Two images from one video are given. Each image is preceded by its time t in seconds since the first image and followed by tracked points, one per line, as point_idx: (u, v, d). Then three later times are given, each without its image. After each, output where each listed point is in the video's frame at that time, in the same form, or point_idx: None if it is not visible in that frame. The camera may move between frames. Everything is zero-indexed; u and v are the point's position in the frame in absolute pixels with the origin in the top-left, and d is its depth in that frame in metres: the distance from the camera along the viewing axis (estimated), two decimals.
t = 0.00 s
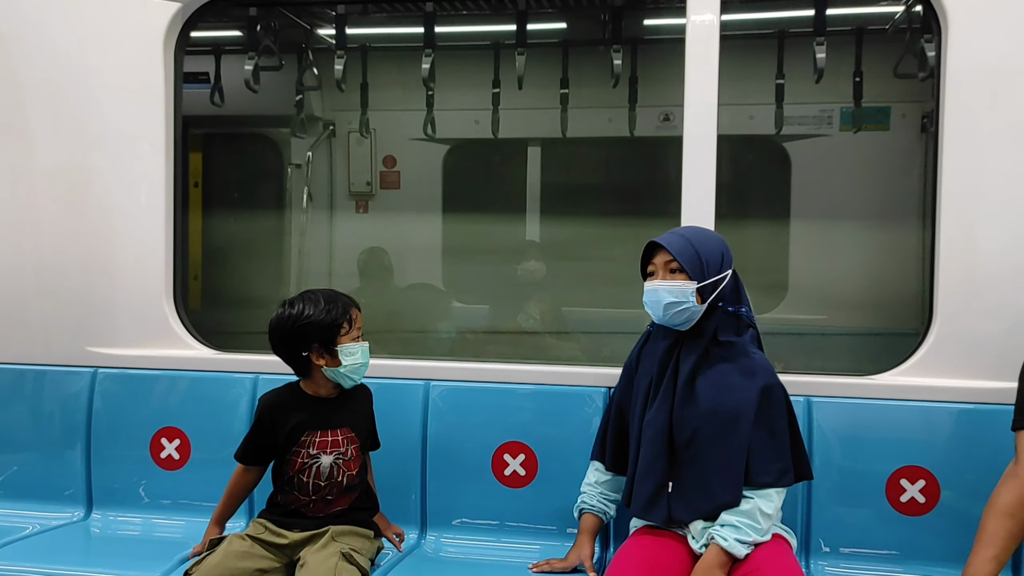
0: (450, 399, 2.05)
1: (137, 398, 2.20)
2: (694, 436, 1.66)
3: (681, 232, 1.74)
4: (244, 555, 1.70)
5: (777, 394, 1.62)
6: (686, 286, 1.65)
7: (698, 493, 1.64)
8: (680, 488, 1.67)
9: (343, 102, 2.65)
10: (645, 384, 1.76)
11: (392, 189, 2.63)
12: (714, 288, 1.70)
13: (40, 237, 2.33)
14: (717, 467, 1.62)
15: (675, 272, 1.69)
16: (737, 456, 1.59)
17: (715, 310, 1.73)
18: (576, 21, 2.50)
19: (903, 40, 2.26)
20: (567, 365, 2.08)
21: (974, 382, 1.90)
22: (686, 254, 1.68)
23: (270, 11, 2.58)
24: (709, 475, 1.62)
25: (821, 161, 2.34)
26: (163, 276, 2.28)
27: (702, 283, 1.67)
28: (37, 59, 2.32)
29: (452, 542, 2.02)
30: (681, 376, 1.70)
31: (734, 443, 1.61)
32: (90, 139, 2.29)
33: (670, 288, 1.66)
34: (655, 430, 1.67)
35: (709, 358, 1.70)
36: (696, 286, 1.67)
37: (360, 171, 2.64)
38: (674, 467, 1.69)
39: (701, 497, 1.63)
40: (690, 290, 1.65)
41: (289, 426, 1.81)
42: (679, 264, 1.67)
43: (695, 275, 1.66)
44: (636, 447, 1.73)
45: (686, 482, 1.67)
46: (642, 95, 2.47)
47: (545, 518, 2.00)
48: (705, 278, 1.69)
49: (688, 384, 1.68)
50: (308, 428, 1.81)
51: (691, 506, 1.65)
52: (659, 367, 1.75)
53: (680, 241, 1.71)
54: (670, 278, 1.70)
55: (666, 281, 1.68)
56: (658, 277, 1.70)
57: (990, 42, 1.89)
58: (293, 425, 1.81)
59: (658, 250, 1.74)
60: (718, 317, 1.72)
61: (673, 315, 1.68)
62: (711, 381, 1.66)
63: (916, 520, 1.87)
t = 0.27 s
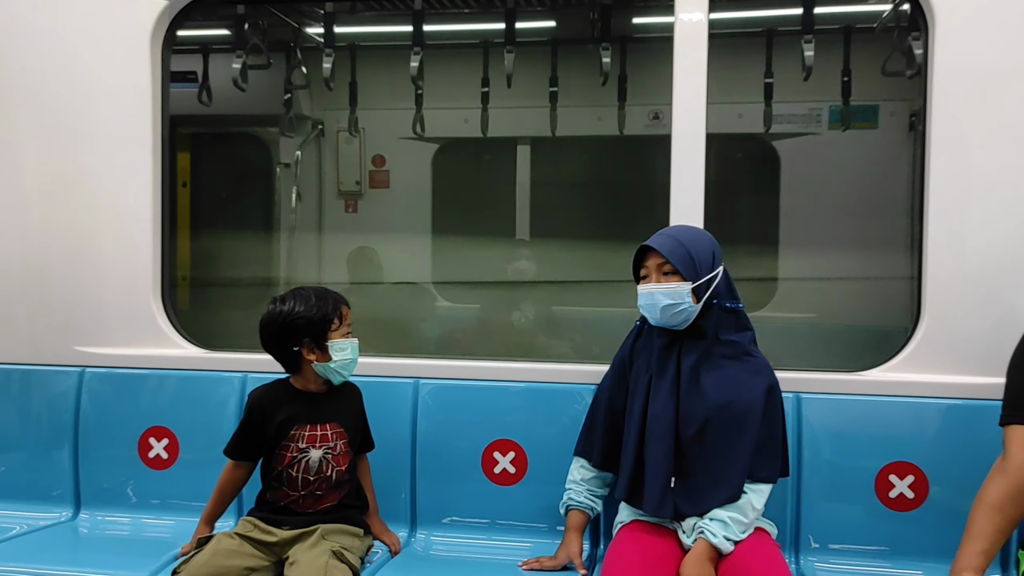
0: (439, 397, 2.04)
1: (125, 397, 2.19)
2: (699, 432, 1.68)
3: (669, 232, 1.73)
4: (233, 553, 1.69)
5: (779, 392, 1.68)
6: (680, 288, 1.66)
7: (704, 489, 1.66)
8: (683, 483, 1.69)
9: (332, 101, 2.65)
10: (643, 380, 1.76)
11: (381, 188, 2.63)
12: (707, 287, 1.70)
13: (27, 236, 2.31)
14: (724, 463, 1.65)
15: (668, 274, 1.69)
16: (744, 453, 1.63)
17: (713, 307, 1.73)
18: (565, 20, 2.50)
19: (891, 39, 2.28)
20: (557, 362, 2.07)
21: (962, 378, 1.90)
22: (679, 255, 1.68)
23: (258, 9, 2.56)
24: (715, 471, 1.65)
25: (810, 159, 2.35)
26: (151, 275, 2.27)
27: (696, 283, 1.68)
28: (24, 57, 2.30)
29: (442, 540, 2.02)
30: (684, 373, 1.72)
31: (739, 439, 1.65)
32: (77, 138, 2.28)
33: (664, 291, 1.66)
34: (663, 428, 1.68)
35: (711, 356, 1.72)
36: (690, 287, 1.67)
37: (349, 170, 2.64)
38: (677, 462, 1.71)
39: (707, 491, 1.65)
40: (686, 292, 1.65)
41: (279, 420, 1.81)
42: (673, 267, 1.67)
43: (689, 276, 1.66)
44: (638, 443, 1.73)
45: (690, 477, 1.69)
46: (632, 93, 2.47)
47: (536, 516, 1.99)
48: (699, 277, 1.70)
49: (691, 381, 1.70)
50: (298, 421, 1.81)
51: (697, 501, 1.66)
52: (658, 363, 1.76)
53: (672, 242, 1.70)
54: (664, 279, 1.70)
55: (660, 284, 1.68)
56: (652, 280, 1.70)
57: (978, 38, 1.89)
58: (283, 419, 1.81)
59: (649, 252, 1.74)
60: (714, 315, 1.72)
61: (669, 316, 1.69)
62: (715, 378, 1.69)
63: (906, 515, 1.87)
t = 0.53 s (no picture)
0: (434, 392, 2.06)
1: (120, 394, 2.19)
2: (686, 427, 1.68)
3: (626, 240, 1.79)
4: (230, 548, 1.70)
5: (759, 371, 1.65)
6: (624, 294, 1.70)
7: (704, 481, 1.65)
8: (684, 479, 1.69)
9: (325, 100, 2.67)
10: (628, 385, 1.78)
11: (375, 187, 2.65)
12: (656, 290, 1.72)
13: (21, 234, 2.32)
14: (715, 452, 1.63)
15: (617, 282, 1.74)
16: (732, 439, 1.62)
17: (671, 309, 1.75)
18: (557, 18, 2.52)
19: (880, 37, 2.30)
20: (551, 357, 2.09)
21: (951, 371, 1.93)
22: (624, 264, 1.73)
23: (251, 9, 2.58)
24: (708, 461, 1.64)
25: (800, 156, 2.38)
26: (146, 273, 2.27)
27: (641, 287, 1.71)
28: (17, 56, 2.30)
29: (437, 534, 2.03)
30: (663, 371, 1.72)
31: (726, 427, 1.63)
32: (71, 136, 2.28)
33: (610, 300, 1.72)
34: (649, 431, 1.71)
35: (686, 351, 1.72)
36: (634, 292, 1.71)
37: (342, 170, 2.66)
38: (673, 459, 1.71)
39: (705, 484, 1.65)
40: (625, 298, 1.69)
41: (275, 410, 1.83)
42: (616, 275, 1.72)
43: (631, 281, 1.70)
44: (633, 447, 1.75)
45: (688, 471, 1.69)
46: (624, 91, 2.49)
47: (531, 510, 2.01)
48: (646, 280, 1.72)
49: (671, 378, 1.70)
50: (294, 411, 1.83)
51: (700, 494, 1.65)
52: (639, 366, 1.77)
53: (619, 252, 1.75)
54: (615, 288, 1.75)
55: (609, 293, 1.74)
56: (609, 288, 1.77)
57: (965, 35, 1.91)
58: (279, 409, 1.83)
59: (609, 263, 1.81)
60: (670, 316, 1.75)
61: (623, 323, 1.73)
62: (692, 371, 1.69)
63: (895, 507, 1.89)
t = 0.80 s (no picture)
0: (432, 389, 2.06)
1: (119, 392, 2.20)
2: (633, 432, 1.70)
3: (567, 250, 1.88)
4: (226, 541, 1.69)
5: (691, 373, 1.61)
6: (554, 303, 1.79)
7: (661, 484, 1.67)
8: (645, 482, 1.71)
9: (324, 97, 2.67)
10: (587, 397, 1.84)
11: (374, 185, 2.66)
12: (586, 300, 1.80)
13: (19, 232, 2.32)
14: (662, 456, 1.64)
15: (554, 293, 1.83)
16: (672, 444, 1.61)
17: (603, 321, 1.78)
18: (556, 16, 2.51)
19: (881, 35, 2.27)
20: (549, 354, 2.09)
21: (947, 367, 1.93)
22: (558, 274, 1.82)
23: (249, 8, 2.55)
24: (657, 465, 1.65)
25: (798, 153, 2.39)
26: (144, 271, 2.27)
27: (569, 296, 1.79)
28: (15, 54, 2.31)
29: (435, 531, 2.04)
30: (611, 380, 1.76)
31: (666, 432, 1.63)
32: (68, 134, 2.29)
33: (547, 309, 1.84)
34: (606, 441, 1.76)
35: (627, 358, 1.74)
36: (565, 301, 1.79)
37: (341, 167, 2.67)
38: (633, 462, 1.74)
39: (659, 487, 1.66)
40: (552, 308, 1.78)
41: (279, 409, 1.89)
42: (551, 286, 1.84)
43: (560, 291, 1.79)
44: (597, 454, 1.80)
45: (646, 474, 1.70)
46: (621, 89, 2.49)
47: (529, 506, 2.01)
48: (576, 290, 1.80)
49: (616, 387, 1.73)
50: (297, 410, 1.89)
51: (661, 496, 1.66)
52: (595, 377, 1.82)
53: (558, 263, 1.85)
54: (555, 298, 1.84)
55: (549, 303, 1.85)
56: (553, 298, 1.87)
57: (962, 31, 1.91)
58: (282, 408, 1.89)
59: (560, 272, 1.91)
60: (603, 327, 1.78)
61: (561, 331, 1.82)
62: (633, 377, 1.71)
63: (892, 503, 1.90)
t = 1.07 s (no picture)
0: (433, 382, 2.06)
1: (120, 387, 2.20)
2: (603, 424, 1.70)
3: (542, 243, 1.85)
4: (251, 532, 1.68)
5: (664, 364, 1.64)
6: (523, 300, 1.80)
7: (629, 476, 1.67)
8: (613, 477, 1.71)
9: (324, 92, 2.77)
10: (558, 388, 1.83)
11: (373, 179, 2.74)
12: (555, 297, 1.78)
13: (19, 228, 2.32)
14: (632, 449, 1.64)
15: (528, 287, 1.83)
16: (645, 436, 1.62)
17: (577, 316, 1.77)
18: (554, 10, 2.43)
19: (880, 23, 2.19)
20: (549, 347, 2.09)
21: (947, 358, 1.93)
22: (529, 270, 1.81)
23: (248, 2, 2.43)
24: (626, 459, 1.65)
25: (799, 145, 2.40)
26: (145, 267, 2.27)
27: (538, 293, 1.78)
28: (15, 50, 2.30)
29: (436, 524, 2.04)
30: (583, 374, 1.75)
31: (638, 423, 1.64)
32: (68, 130, 2.28)
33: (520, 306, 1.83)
34: (575, 432, 1.75)
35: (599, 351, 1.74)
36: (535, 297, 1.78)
37: (340, 162, 2.76)
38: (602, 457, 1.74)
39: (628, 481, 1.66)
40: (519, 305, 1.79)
41: (282, 405, 1.94)
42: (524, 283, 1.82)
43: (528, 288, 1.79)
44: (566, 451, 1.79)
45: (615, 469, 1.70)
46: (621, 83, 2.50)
47: (530, 499, 2.01)
48: (546, 287, 1.78)
49: (588, 381, 1.73)
50: (299, 406, 1.93)
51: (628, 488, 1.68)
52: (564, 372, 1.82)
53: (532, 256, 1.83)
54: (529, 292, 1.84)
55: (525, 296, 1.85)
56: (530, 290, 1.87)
57: (964, 23, 1.90)
58: (284, 404, 1.93)
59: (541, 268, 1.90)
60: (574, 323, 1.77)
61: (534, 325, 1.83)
62: (606, 371, 1.71)
63: (893, 494, 1.90)
